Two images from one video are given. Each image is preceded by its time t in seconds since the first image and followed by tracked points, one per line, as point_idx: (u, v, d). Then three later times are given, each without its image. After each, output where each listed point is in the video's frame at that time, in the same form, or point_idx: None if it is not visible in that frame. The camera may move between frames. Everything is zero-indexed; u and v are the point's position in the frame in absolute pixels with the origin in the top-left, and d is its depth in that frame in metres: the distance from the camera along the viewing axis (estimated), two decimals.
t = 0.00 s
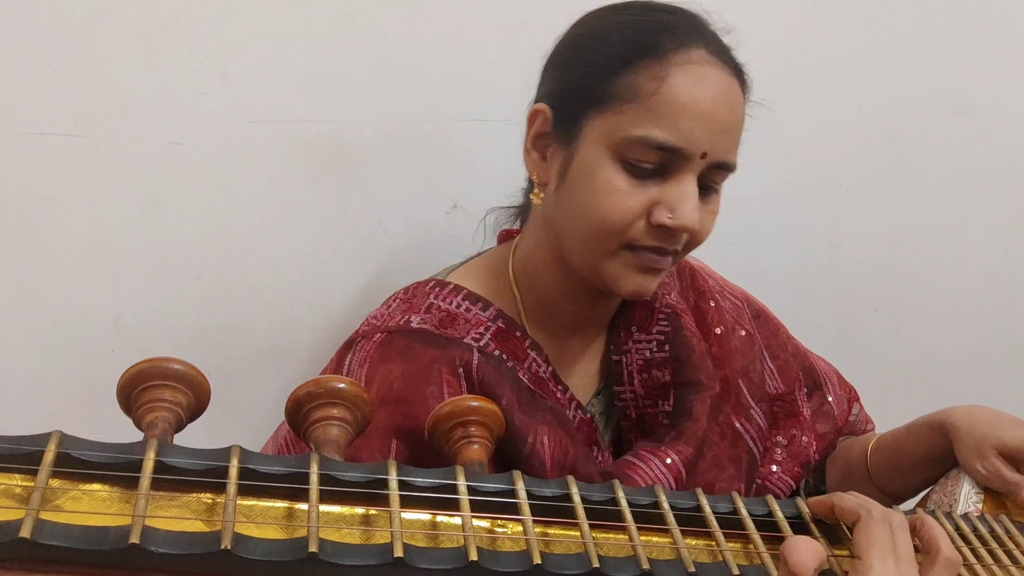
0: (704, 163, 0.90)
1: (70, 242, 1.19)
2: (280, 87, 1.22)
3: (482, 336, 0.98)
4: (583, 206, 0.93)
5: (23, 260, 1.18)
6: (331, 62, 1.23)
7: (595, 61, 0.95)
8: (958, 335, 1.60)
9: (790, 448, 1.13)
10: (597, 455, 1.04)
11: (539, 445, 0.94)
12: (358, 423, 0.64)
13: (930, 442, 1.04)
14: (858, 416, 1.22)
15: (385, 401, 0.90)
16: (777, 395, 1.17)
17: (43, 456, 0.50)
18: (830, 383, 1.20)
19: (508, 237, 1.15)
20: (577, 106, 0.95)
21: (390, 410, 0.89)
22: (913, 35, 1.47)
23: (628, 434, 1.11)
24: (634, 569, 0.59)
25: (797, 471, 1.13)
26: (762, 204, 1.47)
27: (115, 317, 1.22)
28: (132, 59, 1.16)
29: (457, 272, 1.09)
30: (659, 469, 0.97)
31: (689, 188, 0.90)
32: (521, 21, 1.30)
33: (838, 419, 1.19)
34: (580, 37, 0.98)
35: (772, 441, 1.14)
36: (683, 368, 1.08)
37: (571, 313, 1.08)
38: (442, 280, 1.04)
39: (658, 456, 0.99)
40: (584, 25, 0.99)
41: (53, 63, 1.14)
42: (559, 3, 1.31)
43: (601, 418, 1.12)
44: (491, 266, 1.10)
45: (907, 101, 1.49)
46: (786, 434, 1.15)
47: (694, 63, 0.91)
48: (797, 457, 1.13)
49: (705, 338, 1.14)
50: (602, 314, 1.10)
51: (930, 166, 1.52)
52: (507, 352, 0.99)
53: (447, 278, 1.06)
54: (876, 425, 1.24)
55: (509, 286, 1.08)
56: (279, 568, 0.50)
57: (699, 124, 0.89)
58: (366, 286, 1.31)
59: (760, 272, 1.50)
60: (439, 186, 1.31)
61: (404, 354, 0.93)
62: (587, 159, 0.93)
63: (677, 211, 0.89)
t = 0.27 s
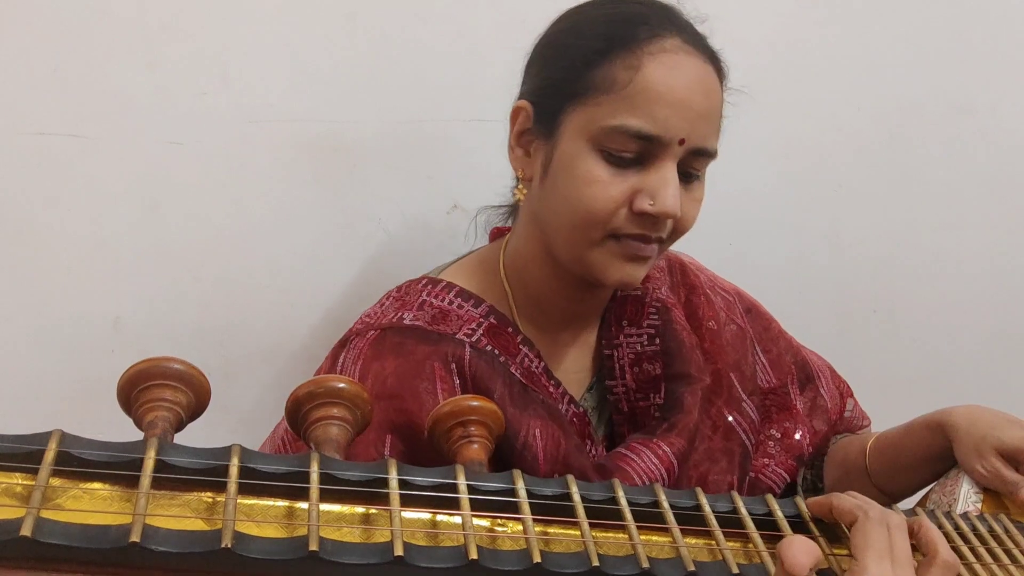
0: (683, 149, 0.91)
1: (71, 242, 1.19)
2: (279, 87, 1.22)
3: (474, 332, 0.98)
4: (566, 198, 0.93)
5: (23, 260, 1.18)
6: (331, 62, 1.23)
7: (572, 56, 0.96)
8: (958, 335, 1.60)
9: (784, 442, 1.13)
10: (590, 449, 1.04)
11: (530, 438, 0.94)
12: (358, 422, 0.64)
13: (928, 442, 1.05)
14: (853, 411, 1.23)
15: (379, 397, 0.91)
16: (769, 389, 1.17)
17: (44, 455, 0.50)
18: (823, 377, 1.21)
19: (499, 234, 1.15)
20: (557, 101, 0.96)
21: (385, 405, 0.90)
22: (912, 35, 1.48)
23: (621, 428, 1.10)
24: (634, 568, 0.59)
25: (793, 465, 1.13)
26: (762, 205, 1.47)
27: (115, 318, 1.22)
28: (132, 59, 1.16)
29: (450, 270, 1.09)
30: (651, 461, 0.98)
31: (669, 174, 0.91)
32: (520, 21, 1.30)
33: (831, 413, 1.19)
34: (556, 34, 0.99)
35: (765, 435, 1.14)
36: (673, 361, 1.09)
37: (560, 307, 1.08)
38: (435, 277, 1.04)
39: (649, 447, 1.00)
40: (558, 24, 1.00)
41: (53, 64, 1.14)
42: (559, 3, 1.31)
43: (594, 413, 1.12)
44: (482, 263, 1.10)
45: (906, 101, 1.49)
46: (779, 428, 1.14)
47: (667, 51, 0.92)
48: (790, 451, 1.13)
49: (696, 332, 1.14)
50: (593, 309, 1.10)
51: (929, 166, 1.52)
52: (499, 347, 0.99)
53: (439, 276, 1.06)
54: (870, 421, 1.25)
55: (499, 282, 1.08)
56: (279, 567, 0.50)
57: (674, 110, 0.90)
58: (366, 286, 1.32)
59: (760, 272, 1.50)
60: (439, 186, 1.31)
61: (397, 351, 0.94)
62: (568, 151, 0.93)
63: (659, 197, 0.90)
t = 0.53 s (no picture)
0: (679, 147, 0.91)
1: (71, 242, 1.19)
2: (279, 87, 1.22)
3: (474, 331, 0.98)
4: (563, 197, 0.93)
5: (23, 260, 1.18)
6: (331, 62, 1.23)
7: (568, 56, 0.96)
8: (957, 335, 1.60)
9: (784, 442, 1.13)
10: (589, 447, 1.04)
11: (529, 436, 0.94)
12: (358, 421, 0.64)
13: (928, 441, 1.05)
14: (852, 411, 1.23)
15: (379, 395, 0.91)
16: (769, 388, 1.17)
17: (45, 453, 0.51)
18: (823, 377, 1.21)
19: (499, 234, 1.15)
20: (554, 100, 0.96)
21: (385, 404, 0.90)
22: (912, 35, 1.48)
23: (620, 427, 1.11)
24: (634, 566, 0.59)
25: (793, 464, 1.13)
26: (761, 205, 1.47)
27: (115, 318, 1.22)
28: (133, 60, 1.17)
29: (450, 270, 1.09)
30: (651, 460, 0.98)
31: (665, 172, 0.91)
32: (520, 21, 1.30)
33: (831, 413, 1.19)
34: (553, 34, 0.99)
35: (765, 434, 1.14)
36: (672, 360, 1.09)
37: (559, 307, 1.08)
38: (434, 277, 1.04)
39: (648, 446, 1.00)
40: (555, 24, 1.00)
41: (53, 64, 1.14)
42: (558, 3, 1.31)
43: (593, 412, 1.13)
44: (482, 263, 1.10)
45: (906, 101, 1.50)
46: (779, 426, 1.14)
47: (663, 50, 0.92)
48: (790, 450, 1.13)
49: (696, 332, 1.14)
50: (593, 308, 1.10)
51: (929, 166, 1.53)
52: (499, 346, 0.99)
53: (439, 275, 1.06)
54: (870, 421, 1.25)
55: (499, 281, 1.08)
56: (279, 565, 0.50)
57: (669, 108, 0.90)
58: (366, 286, 1.32)
59: (760, 272, 1.50)
60: (440, 186, 1.31)
61: (396, 349, 0.94)
62: (565, 150, 0.94)
63: (655, 195, 0.90)
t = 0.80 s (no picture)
0: (680, 150, 0.91)
1: (70, 242, 1.19)
2: (280, 87, 1.22)
3: (474, 332, 0.98)
4: (563, 199, 0.93)
5: (23, 260, 1.18)
6: (331, 62, 1.23)
7: (570, 57, 0.96)
8: (957, 335, 1.60)
9: (785, 443, 1.13)
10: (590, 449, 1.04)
11: (529, 439, 0.94)
12: (358, 422, 0.64)
13: (928, 442, 1.05)
14: (853, 412, 1.23)
15: (380, 397, 0.91)
16: (769, 390, 1.17)
17: (45, 453, 0.51)
18: (824, 379, 1.21)
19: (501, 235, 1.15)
20: (555, 102, 0.96)
21: (385, 406, 0.90)
22: (912, 35, 1.48)
23: (621, 429, 1.11)
24: (634, 566, 0.59)
25: (794, 466, 1.13)
26: (761, 205, 1.47)
27: (115, 318, 1.22)
28: (133, 59, 1.16)
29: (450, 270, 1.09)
30: (651, 462, 0.98)
31: (666, 175, 0.91)
32: (521, 21, 1.30)
33: (831, 414, 1.19)
34: (556, 35, 0.99)
35: (766, 436, 1.14)
36: (673, 362, 1.09)
37: (560, 308, 1.07)
38: (435, 278, 1.04)
39: (649, 449, 1.00)
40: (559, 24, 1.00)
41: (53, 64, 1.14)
42: (559, 3, 1.31)
43: (594, 413, 1.13)
44: (483, 264, 1.10)
45: (906, 101, 1.50)
46: (780, 428, 1.14)
47: (665, 52, 0.92)
48: (791, 453, 1.13)
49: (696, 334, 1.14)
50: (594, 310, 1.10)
51: (929, 166, 1.53)
52: (499, 347, 0.99)
53: (439, 276, 1.06)
54: (870, 421, 1.25)
55: (499, 282, 1.08)
56: (278, 565, 0.50)
57: (670, 111, 0.90)
58: (366, 286, 1.32)
59: (759, 272, 1.50)
60: (440, 186, 1.31)
61: (397, 351, 0.94)
62: (566, 152, 0.94)
63: (655, 198, 0.90)
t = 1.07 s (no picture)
0: (679, 153, 0.91)
1: (70, 242, 1.19)
2: (280, 87, 1.22)
3: (473, 333, 0.98)
4: (562, 201, 0.94)
5: (23, 259, 1.18)
6: (331, 62, 1.23)
7: (570, 59, 0.96)
8: (957, 335, 1.61)
9: (784, 444, 1.13)
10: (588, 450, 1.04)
11: (527, 440, 0.94)
12: (358, 422, 0.64)
13: (926, 442, 1.05)
14: (853, 412, 1.23)
15: (378, 398, 0.91)
16: (769, 391, 1.17)
17: (45, 453, 0.51)
18: (823, 379, 1.21)
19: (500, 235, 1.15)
20: (555, 103, 0.96)
21: (384, 406, 0.90)
22: (912, 35, 1.48)
23: (620, 430, 1.11)
24: (633, 566, 0.59)
25: (793, 467, 1.13)
26: (761, 205, 1.47)
27: (115, 318, 1.22)
28: (133, 58, 1.17)
29: (450, 271, 1.09)
30: (649, 463, 0.98)
31: (664, 178, 0.91)
32: (521, 21, 1.30)
33: (830, 414, 1.19)
34: (556, 36, 0.99)
35: (766, 437, 1.14)
36: (673, 363, 1.09)
37: (560, 309, 1.08)
38: (434, 278, 1.04)
39: (648, 450, 1.00)
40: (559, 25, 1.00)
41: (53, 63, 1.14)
42: (559, 3, 1.31)
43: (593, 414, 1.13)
44: (482, 264, 1.10)
45: (906, 101, 1.50)
46: (779, 429, 1.14)
47: (664, 55, 0.92)
48: (790, 454, 1.13)
49: (696, 335, 1.15)
50: (593, 311, 1.10)
51: (928, 166, 1.53)
52: (498, 348, 0.99)
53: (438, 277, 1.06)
54: (870, 421, 1.25)
55: (499, 283, 1.08)
56: (278, 564, 0.50)
57: (669, 114, 0.90)
58: (366, 286, 1.32)
59: (759, 272, 1.50)
60: (440, 186, 1.32)
61: (395, 351, 0.94)
62: (564, 154, 0.94)
63: (653, 202, 0.90)
